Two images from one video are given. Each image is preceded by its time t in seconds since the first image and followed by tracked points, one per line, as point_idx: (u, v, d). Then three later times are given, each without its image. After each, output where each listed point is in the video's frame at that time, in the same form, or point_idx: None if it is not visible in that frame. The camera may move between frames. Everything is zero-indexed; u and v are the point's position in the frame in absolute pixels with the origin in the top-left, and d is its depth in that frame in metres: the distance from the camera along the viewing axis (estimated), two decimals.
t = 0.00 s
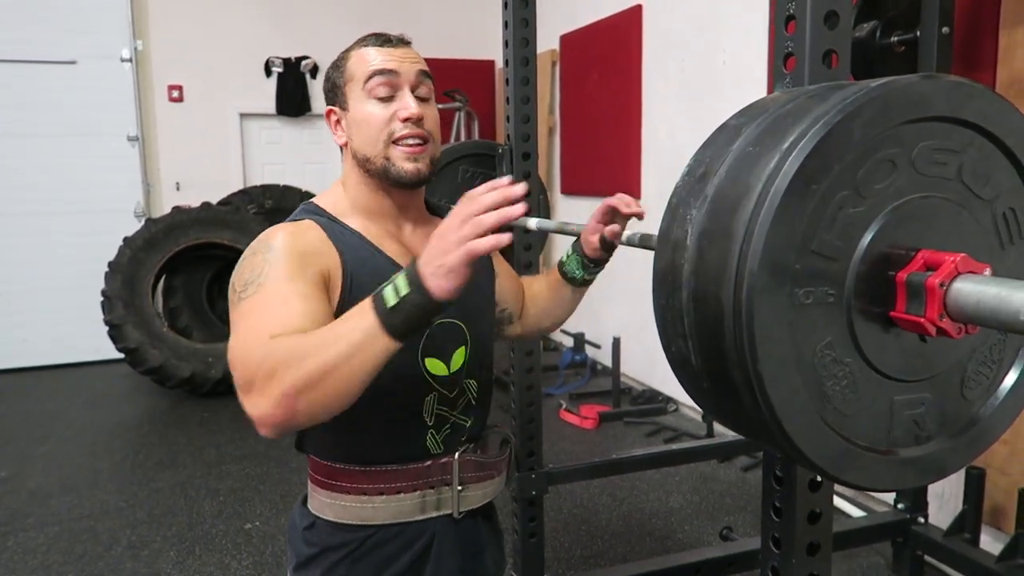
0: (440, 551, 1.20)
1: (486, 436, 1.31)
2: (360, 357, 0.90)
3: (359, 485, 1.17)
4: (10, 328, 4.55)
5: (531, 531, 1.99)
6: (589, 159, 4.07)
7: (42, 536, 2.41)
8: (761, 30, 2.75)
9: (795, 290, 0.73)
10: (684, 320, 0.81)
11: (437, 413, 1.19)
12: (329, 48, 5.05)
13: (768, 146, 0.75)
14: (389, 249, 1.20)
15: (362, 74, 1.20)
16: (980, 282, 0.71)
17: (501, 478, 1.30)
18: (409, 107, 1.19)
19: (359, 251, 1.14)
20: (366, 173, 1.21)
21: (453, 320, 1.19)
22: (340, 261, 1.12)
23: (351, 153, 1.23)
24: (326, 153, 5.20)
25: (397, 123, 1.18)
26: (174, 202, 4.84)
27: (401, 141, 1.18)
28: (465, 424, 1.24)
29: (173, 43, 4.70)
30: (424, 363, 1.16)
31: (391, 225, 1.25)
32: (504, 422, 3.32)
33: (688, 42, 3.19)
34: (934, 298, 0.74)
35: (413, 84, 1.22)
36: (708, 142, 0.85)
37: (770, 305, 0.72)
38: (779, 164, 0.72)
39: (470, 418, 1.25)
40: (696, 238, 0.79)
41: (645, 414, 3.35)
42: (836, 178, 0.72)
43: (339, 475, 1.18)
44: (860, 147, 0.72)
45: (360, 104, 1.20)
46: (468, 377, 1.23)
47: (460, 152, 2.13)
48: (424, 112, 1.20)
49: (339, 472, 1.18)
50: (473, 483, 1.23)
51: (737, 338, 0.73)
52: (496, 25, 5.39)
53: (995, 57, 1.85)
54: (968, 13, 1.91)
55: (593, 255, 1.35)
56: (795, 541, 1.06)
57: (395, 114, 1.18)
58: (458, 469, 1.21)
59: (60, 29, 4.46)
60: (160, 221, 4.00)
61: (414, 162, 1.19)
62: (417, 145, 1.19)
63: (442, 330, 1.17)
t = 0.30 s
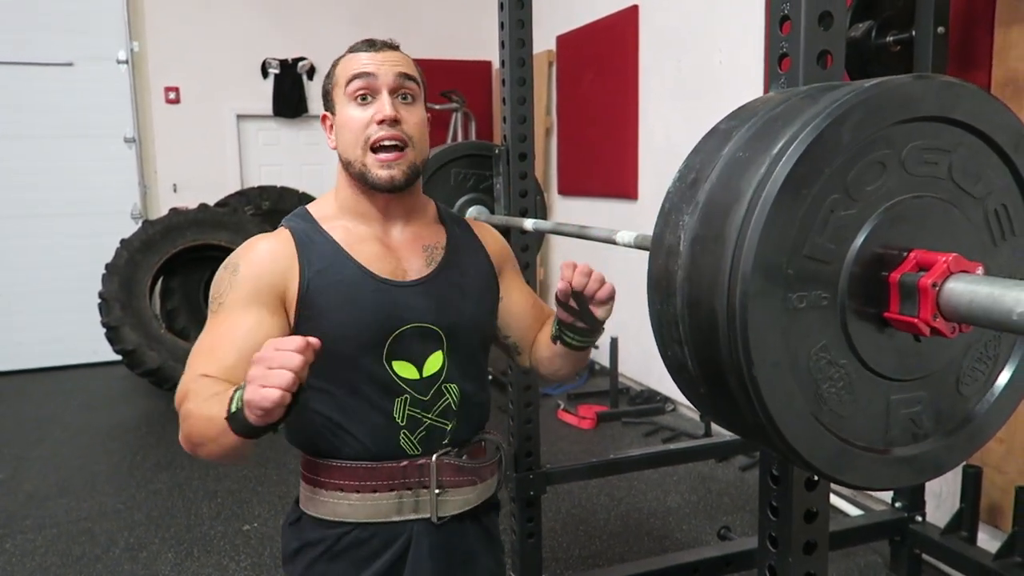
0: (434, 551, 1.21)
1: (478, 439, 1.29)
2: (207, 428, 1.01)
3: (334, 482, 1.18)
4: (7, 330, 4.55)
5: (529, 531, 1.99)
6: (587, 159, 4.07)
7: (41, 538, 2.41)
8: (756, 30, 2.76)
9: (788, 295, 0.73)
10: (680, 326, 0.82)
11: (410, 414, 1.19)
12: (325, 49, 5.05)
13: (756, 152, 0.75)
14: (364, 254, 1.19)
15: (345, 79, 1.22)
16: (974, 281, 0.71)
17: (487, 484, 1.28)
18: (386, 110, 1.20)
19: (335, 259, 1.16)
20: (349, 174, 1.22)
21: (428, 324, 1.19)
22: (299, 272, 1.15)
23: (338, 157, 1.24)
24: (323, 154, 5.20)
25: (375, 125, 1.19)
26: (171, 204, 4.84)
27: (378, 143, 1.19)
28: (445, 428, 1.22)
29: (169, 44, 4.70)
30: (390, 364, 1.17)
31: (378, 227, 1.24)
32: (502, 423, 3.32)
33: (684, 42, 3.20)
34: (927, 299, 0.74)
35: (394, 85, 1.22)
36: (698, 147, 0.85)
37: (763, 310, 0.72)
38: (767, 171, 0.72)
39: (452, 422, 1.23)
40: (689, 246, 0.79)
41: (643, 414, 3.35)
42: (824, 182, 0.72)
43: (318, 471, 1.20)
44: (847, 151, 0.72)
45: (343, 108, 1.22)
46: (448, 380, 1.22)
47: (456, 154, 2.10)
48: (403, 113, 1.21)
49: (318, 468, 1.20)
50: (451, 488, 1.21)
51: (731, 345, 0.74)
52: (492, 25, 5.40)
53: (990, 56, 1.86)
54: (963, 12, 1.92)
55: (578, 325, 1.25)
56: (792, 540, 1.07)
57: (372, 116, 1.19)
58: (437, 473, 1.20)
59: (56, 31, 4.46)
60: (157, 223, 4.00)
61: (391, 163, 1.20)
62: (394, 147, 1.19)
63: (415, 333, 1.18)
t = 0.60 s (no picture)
0: (427, 548, 1.22)
1: (466, 441, 1.26)
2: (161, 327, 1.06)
3: (317, 475, 1.20)
4: (4, 330, 4.54)
5: (527, 531, 1.98)
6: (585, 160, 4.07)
7: (37, 539, 2.41)
8: (755, 32, 2.76)
9: (783, 307, 0.73)
10: (677, 331, 0.82)
11: (389, 410, 1.19)
12: (324, 49, 5.05)
13: (744, 166, 0.75)
14: (355, 251, 1.22)
15: (341, 88, 1.22)
16: (969, 281, 0.71)
17: (471, 488, 1.25)
18: (381, 122, 1.19)
19: (328, 260, 1.20)
20: (345, 182, 1.23)
21: (411, 317, 1.20)
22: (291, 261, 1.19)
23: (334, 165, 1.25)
24: (321, 154, 5.20)
25: (369, 137, 1.19)
26: (169, 203, 4.84)
27: (372, 156, 1.19)
28: (427, 426, 1.21)
29: (167, 44, 4.70)
30: (373, 359, 1.18)
31: (373, 231, 1.25)
32: (501, 423, 3.32)
33: (682, 43, 3.20)
34: (923, 302, 0.75)
35: (389, 96, 1.21)
36: (686, 159, 0.85)
37: (760, 324, 0.72)
38: (756, 187, 0.72)
39: (433, 421, 1.21)
40: (683, 262, 0.79)
41: (641, 414, 3.36)
42: (814, 192, 0.72)
43: (304, 463, 1.22)
44: (835, 160, 0.72)
45: (339, 117, 1.23)
46: (431, 378, 1.20)
47: (454, 153, 2.10)
48: (397, 125, 1.20)
49: (305, 462, 1.22)
50: (432, 488, 1.21)
51: (731, 359, 0.74)
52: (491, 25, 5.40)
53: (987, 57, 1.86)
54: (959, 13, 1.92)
55: (582, 264, 1.14)
56: (789, 540, 1.07)
57: (366, 128, 1.19)
58: (417, 472, 1.20)
59: (53, 30, 4.44)
60: (154, 222, 3.99)
61: (384, 176, 1.20)
62: (388, 159, 1.19)
63: (398, 329, 1.19)
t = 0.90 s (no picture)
0: (425, 554, 1.22)
1: (463, 447, 1.26)
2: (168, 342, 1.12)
3: (312, 480, 1.20)
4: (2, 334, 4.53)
5: (526, 535, 1.98)
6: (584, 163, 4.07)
7: (34, 543, 2.40)
8: (752, 36, 2.77)
9: (781, 322, 0.73)
10: (674, 335, 0.82)
11: (384, 415, 1.19)
12: (323, 53, 5.06)
13: (733, 183, 0.75)
14: (346, 256, 1.22)
15: (336, 90, 1.23)
16: (967, 284, 0.71)
17: (467, 494, 1.24)
18: (375, 123, 1.19)
19: (323, 265, 1.20)
20: (341, 185, 1.23)
21: (405, 322, 1.20)
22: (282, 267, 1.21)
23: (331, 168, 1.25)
24: (319, 158, 5.21)
25: (364, 139, 1.19)
26: (167, 207, 4.84)
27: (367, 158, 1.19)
28: (421, 433, 1.21)
29: (166, 47, 4.70)
30: (368, 364, 1.18)
31: (369, 233, 1.25)
32: (499, 427, 3.32)
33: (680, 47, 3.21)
34: (921, 308, 0.75)
35: (384, 97, 1.22)
36: (676, 175, 0.85)
37: (760, 341, 0.72)
38: (747, 207, 0.72)
39: (428, 427, 1.21)
40: (679, 277, 0.79)
41: (639, 418, 3.36)
42: (805, 207, 0.72)
43: (300, 468, 1.22)
44: (826, 169, 0.72)
45: (335, 120, 1.23)
46: (426, 383, 1.20)
47: (452, 157, 2.10)
48: (392, 126, 1.21)
49: (301, 466, 1.22)
50: (427, 494, 1.20)
51: (728, 364, 0.74)
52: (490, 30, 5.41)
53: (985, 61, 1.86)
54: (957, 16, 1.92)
55: (577, 269, 1.16)
56: (788, 543, 1.07)
57: (361, 130, 1.20)
58: (411, 478, 1.19)
59: (52, 33, 4.44)
60: (153, 226, 3.98)
61: (380, 177, 1.20)
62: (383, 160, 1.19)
63: (393, 333, 1.19)
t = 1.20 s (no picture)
0: (425, 556, 1.21)
1: (464, 450, 1.26)
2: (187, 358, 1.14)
3: (312, 485, 1.20)
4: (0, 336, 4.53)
5: (525, 537, 1.98)
6: (582, 164, 4.07)
7: (33, 546, 2.40)
8: (750, 37, 2.77)
9: (781, 333, 0.73)
10: (673, 336, 0.82)
11: (384, 417, 1.19)
12: (321, 54, 5.06)
13: (732, 185, 0.75)
14: (344, 254, 1.22)
15: (337, 103, 1.20)
16: (964, 285, 0.71)
17: (468, 500, 1.24)
18: (377, 145, 1.18)
19: (319, 265, 1.20)
20: (340, 196, 1.23)
21: (406, 320, 1.20)
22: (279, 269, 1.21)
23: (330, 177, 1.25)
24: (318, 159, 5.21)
25: (366, 161, 1.18)
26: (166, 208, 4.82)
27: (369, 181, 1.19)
28: (421, 435, 1.20)
29: (163, 50, 4.69)
30: (367, 365, 1.18)
31: (364, 234, 1.25)
32: (498, 428, 3.32)
33: (677, 48, 3.21)
34: (919, 310, 0.74)
35: (387, 117, 1.20)
36: (665, 190, 0.85)
37: (759, 348, 0.72)
38: (744, 208, 0.72)
39: (429, 429, 1.21)
40: (676, 280, 0.79)
41: (639, 418, 3.36)
42: (803, 206, 0.72)
43: (300, 472, 1.22)
44: (824, 167, 0.72)
45: (335, 133, 1.21)
46: (426, 384, 1.20)
47: (450, 159, 2.10)
48: (394, 147, 1.20)
49: (300, 471, 1.22)
50: (428, 500, 1.20)
51: (728, 365, 0.74)
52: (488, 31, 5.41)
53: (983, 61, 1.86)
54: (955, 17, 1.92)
55: (557, 289, 1.20)
56: (788, 543, 1.07)
57: (363, 151, 1.18)
58: (412, 485, 1.19)
59: (49, 35, 4.44)
60: (151, 228, 3.97)
61: (382, 198, 1.21)
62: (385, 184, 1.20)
63: (394, 332, 1.19)
